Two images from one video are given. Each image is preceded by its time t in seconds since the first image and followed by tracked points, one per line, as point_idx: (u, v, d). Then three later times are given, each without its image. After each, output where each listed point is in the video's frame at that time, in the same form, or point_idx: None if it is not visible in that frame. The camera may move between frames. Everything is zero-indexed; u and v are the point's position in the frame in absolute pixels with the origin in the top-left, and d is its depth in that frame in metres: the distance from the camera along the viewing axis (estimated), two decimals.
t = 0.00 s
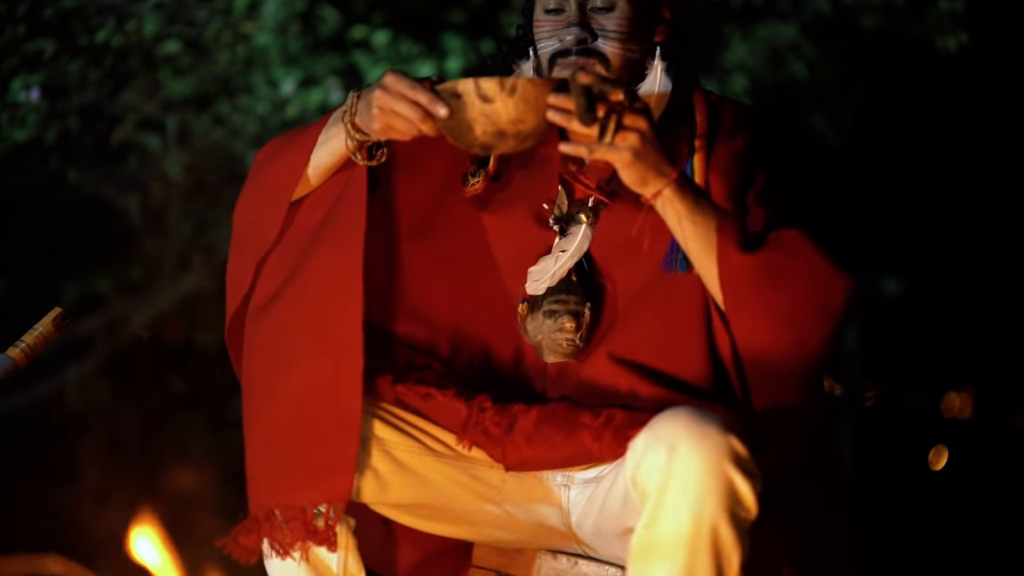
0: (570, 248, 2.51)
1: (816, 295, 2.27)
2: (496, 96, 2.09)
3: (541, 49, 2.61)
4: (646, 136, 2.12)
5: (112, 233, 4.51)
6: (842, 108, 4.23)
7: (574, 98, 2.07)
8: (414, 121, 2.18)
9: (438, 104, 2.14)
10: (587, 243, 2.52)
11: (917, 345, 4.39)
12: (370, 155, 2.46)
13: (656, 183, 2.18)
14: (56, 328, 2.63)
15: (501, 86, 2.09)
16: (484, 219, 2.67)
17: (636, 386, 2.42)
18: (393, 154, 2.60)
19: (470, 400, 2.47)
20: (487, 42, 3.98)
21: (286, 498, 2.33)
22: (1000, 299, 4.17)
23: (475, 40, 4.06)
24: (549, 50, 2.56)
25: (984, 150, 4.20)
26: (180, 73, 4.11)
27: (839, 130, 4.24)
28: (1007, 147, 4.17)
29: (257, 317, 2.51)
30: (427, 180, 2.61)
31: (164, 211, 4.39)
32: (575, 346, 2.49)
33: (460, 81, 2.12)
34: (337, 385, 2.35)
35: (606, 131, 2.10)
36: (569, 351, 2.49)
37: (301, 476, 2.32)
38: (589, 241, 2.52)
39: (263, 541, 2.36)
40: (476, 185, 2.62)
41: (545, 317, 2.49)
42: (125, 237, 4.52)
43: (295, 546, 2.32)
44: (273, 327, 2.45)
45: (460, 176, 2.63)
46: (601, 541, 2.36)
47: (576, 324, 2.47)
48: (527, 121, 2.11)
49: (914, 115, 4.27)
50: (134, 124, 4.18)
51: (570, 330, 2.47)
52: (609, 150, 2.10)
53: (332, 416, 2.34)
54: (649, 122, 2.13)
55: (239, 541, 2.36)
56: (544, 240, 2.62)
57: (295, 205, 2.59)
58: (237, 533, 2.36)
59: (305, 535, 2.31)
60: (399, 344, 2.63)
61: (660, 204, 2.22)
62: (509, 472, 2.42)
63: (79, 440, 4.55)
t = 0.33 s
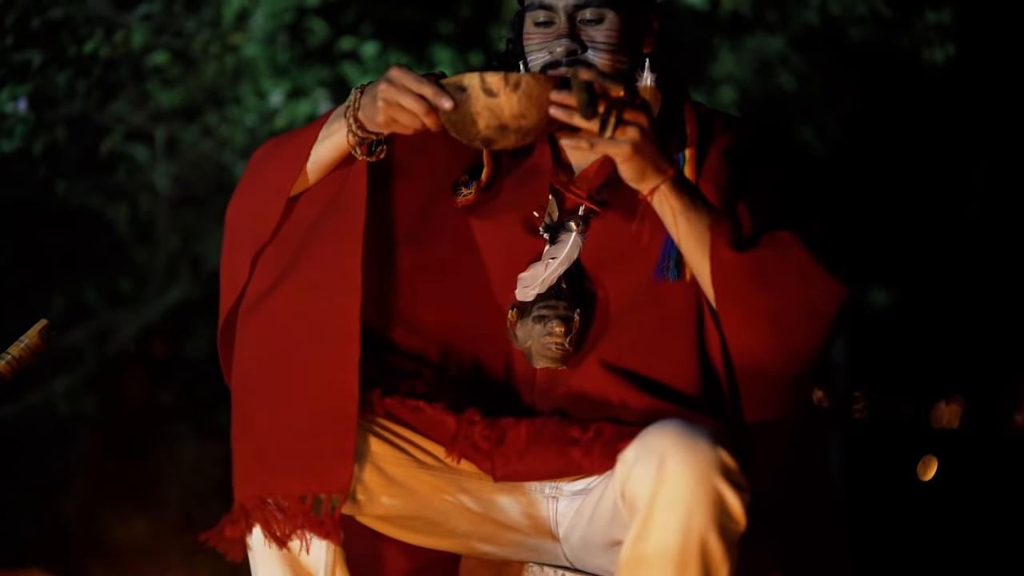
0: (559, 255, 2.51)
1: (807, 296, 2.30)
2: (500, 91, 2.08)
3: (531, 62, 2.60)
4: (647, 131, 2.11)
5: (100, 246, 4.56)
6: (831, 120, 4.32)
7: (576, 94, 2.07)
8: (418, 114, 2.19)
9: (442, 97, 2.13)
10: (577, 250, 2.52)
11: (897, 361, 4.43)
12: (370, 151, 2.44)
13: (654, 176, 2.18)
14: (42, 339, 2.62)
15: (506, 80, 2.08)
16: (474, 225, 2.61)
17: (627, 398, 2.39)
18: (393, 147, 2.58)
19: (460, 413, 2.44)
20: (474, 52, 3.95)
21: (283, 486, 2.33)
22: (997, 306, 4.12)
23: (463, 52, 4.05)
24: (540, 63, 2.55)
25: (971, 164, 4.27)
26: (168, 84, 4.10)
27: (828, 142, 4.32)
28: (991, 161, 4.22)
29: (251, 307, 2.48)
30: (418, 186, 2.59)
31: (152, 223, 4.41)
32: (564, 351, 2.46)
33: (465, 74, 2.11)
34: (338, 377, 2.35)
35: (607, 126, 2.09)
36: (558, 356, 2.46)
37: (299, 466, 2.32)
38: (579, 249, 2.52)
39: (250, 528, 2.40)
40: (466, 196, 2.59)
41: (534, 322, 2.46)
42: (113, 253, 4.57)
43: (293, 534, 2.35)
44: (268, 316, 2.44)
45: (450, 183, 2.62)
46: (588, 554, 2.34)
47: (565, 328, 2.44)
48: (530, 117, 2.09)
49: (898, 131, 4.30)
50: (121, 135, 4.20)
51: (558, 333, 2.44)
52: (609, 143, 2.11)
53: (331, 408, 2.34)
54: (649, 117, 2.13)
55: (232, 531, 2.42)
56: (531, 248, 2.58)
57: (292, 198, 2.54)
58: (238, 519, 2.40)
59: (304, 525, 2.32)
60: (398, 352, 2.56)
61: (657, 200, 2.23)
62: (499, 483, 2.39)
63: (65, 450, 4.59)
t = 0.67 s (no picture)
0: (550, 261, 2.50)
1: (801, 298, 2.31)
2: (502, 88, 2.13)
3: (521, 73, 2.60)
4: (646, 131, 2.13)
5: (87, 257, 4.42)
6: (821, 128, 4.26)
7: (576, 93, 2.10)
8: (421, 110, 2.23)
9: (445, 94, 2.17)
10: (568, 256, 2.51)
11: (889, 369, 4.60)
12: (371, 147, 2.45)
13: (648, 176, 2.20)
14: (28, 350, 2.60)
15: (509, 78, 2.12)
16: (464, 229, 2.62)
17: (619, 407, 2.40)
18: (388, 150, 2.58)
19: (448, 422, 2.42)
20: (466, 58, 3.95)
21: (275, 476, 2.30)
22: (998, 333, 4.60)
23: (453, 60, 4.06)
24: (531, 71, 2.54)
25: (958, 169, 4.55)
26: (158, 93, 4.14)
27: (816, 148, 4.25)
28: (980, 166, 4.54)
29: (245, 304, 2.49)
30: (412, 194, 2.59)
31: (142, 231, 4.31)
32: (554, 354, 2.43)
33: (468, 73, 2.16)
34: (334, 370, 2.36)
35: (606, 124, 2.11)
36: (548, 359, 2.44)
37: (290, 457, 2.31)
38: (568, 257, 2.51)
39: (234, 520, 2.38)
40: (458, 204, 2.60)
41: (524, 326, 2.44)
42: (103, 260, 4.43)
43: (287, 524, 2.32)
44: (264, 310, 2.44)
45: (441, 190, 2.62)
46: (578, 564, 2.33)
47: (555, 332, 2.42)
48: (531, 116, 2.13)
49: (892, 139, 4.41)
50: (111, 144, 4.20)
51: (549, 335, 2.41)
52: (608, 141, 2.12)
53: (327, 400, 2.34)
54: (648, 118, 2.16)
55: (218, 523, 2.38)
56: (521, 255, 2.57)
57: (289, 195, 2.55)
58: (227, 510, 2.37)
59: (298, 515, 2.30)
60: (391, 358, 2.55)
61: (651, 198, 2.23)
62: (488, 491, 2.38)
63: (57, 460, 4.47)
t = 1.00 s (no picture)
0: (537, 275, 2.50)
1: (789, 312, 2.29)
2: (501, 94, 2.17)
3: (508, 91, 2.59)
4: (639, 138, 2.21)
5: (72, 272, 4.41)
6: (808, 144, 4.39)
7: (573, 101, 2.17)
8: (418, 115, 2.27)
9: (445, 98, 2.21)
10: (555, 271, 2.50)
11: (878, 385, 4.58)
12: (366, 154, 2.48)
13: (638, 185, 2.24)
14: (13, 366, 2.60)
15: (508, 84, 2.17)
16: (453, 244, 2.61)
17: (606, 422, 2.39)
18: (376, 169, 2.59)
19: (434, 438, 2.40)
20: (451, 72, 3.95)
21: (269, 477, 2.31)
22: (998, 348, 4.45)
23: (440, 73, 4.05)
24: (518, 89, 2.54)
25: (946, 186, 4.43)
26: (145, 107, 4.16)
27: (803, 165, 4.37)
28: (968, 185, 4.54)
29: (235, 309, 2.49)
30: (402, 207, 2.60)
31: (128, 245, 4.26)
32: (538, 366, 2.43)
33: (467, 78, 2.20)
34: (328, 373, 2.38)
35: (600, 130, 2.17)
36: (532, 371, 2.43)
37: (286, 458, 2.32)
38: (555, 271, 2.50)
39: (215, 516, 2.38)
40: (446, 218, 2.58)
41: (510, 339, 2.43)
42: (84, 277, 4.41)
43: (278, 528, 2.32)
44: (255, 315, 2.45)
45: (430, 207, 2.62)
46: None
47: (540, 344, 2.42)
48: (527, 124, 2.19)
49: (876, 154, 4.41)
50: (98, 158, 4.23)
51: (534, 347, 2.41)
52: (602, 148, 2.18)
53: (320, 403, 2.36)
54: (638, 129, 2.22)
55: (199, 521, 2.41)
56: (508, 268, 2.57)
57: (281, 202, 2.56)
58: (213, 508, 2.37)
59: (290, 516, 2.30)
60: (382, 372, 2.55)
61: (641, 206, 2.26)
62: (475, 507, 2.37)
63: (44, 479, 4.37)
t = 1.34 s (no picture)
0: (524, 285, 2.49)
1: (774, 318, 2.28)
2: (496, 98, 2.20)
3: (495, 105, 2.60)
4: (630, 145, 2.20)
5: (62, 284, 4.40)
6: (796, 156, 4.40)
7: (568, 105, 2.19)
8: (413, 119, 2.27)
9: (441, 100, 2.23)
10: (542, 282, 2.50)
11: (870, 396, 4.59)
12: (359, 157, 2.47)
13: (626, 194, 2.25)
14: None
15: (503, 88, 2.20)
16: (442, 253, 2.61)
17: (592, 432, 2.39)
18: (363, 181, 2.59)
19: (422, 449, 2.41)
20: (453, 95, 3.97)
21: (260, 477, 2.31)
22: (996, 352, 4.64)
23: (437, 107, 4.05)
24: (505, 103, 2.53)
25: (931, 200, 4.58)
26: (133, 119, 4.11)
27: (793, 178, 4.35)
28: (951, 195, 4.58)
29: (224, 313, 2.48)
30: (391, 218, 2.60)
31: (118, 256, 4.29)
32: (522, 377, 2.41)
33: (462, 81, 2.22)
34: (319, 377, 2.38)
35: (592, 136, 2.18)
36: (516, 382, 2.42)
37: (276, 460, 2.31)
38: (542, 283, 2.50)
39: (200, 515, 2.35)
40: (438, 231, 2.57)
41: (494, 349, 2.43)
42: (75, 288, 4.40)
43: (268, 529, 2.30)
44: (245, 316, 2.44)
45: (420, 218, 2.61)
46: None
47: (523, 355, 2.41)
48: (520, 127, 2.22)
49: (869, 168, 4.51)
50: (85, 170, 4.19)
51: (516, 359, 2.40)
52: (592, 154, 2.19)
53: (312, 407, 2.36)
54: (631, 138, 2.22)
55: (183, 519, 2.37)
56: (496, 278, 2.56)
57: (273, 205, 2.56)
58: (199, 505, 2.33)
59: (280, 517, 2.29)
60: (372, 384, 2.53)
61: (627, 213, 2.28)
62: (461, 517, 2.36)
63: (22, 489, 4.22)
